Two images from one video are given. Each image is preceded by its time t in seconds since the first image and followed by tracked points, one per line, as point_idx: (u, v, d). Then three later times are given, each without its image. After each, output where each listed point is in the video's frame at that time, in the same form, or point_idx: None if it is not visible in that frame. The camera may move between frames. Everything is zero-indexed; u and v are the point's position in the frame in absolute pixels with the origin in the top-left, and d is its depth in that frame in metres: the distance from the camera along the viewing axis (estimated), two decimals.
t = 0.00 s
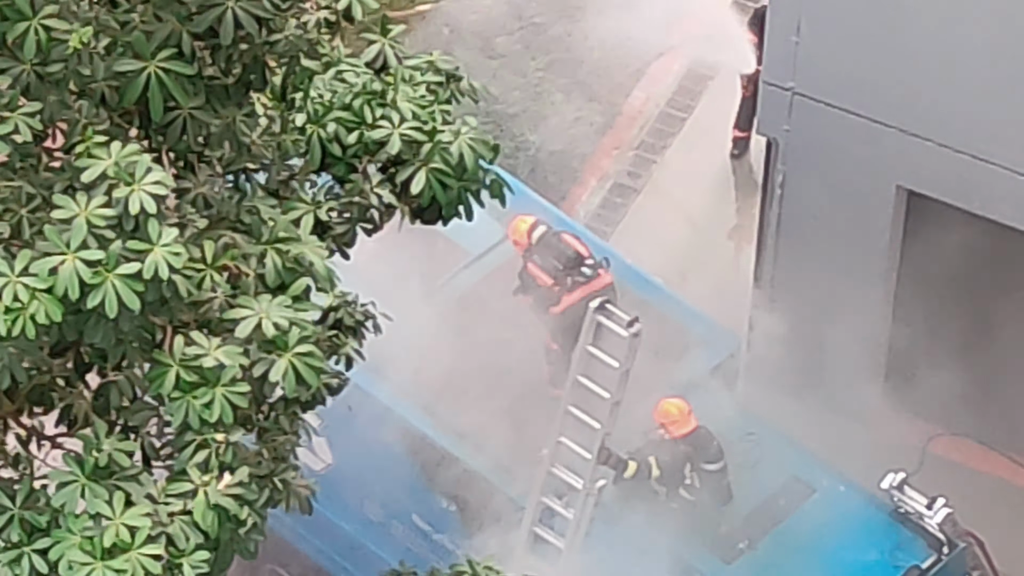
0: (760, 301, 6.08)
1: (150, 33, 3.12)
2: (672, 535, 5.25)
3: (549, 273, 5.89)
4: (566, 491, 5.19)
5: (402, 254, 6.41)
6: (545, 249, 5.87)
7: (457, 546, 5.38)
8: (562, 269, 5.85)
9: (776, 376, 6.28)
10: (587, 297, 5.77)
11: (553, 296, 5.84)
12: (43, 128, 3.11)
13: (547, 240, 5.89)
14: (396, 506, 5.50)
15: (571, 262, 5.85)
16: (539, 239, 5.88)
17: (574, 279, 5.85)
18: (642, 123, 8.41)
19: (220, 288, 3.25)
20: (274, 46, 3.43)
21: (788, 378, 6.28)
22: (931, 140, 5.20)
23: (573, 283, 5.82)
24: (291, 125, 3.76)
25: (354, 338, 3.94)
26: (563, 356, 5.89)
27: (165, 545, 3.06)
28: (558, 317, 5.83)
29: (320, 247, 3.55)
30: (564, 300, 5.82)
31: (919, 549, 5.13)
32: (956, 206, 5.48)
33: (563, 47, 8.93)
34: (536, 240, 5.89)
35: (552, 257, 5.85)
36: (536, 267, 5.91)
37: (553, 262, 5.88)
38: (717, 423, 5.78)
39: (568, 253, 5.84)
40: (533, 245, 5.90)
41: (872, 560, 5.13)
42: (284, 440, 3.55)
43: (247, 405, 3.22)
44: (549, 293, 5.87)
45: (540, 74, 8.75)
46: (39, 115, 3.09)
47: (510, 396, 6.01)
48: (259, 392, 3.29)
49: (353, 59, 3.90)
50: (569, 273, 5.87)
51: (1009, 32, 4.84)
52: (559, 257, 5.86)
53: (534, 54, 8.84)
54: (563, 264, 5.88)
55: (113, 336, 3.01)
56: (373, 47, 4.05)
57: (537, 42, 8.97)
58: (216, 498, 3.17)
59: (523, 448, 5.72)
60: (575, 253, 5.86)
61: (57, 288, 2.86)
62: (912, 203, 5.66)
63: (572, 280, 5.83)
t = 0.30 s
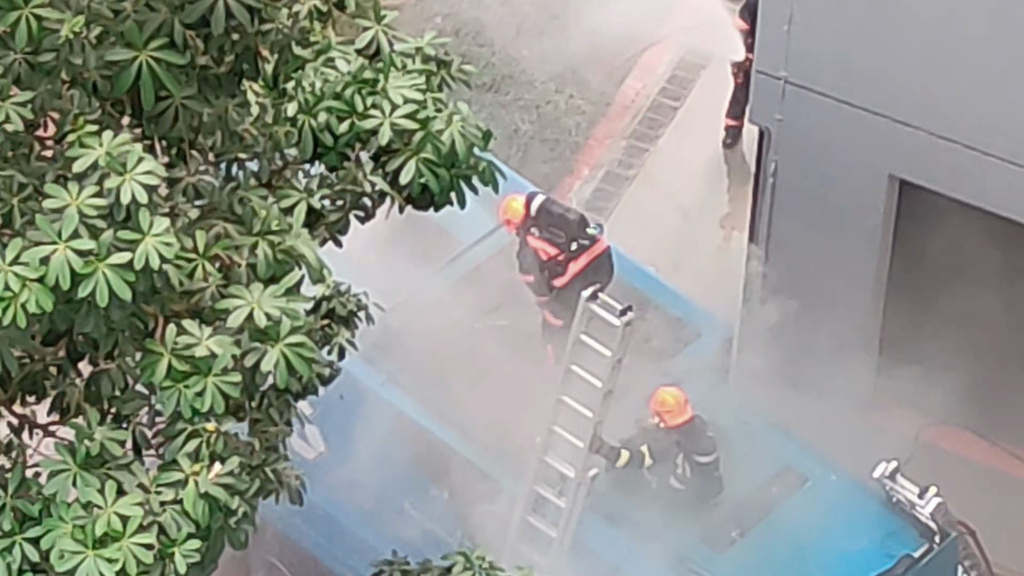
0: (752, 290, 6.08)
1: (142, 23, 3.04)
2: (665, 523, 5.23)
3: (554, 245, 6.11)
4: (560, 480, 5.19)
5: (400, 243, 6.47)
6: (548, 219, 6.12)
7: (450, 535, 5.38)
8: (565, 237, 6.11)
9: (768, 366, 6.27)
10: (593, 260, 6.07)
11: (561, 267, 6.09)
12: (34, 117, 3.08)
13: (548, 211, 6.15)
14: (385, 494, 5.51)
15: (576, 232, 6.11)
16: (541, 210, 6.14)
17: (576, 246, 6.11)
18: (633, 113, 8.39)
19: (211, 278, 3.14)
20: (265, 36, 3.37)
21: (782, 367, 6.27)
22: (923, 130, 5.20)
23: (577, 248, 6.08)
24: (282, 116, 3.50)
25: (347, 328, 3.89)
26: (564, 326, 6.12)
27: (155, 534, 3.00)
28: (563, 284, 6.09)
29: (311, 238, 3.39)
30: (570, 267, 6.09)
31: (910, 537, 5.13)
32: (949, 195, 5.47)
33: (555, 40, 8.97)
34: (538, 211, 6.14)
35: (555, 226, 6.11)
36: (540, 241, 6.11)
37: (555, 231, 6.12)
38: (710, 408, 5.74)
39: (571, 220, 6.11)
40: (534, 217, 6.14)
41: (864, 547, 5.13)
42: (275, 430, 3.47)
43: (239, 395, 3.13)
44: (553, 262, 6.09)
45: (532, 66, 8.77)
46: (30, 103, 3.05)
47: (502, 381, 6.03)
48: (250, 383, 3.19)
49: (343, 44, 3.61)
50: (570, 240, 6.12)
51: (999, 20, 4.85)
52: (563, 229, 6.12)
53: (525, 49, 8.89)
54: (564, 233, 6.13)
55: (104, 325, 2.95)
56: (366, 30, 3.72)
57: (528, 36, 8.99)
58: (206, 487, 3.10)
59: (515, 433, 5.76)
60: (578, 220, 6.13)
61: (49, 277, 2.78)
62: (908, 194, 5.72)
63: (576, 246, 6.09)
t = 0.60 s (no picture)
0: (747, 281, 6.08)
1: (136, 14, 2.94)
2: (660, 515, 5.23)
3: (548, 222, 5.94)
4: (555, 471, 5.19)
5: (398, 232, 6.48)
6: (544, 197, 5.92)
7: (444, 526, 5.39)
8: (560, 216, 5.92)
9: (764, 357, 6.26)
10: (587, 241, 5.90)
11: (554, 246, 5.93)
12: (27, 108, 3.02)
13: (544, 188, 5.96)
14: (379, 484, 5.50)
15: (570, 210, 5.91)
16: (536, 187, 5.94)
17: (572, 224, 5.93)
18: (626, 107, 8.35)
19: (204, 269, 3.10)
20: (259, 28, 3.25)
21: (778, 359, 6.26)
22: (918, 121, 5.20)
23: (572, 228, 5.91)
24: (277, 105, 3.53)
25: (340, 317, 3.87)
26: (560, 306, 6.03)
27: (148, 526, 2.98)
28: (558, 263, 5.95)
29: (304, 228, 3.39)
30: (564, 246, 5.91)
31: (904, 529, 5.16)
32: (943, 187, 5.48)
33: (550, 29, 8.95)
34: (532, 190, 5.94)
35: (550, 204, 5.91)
36: (534, 219, 5.96)
37: (549, 209, 5.93)
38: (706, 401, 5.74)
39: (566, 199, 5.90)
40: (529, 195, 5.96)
41: (856, 538, 5.15)
42: (267, 422, 3.46)
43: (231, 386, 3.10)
44: (547, 240, 5.95)
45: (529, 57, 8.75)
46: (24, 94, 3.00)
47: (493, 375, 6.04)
48: (242, 374, 3.17)
49: (333, 34, 3.66)
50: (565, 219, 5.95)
51: (993, 11, 4.83)
52: (557, 207, 5.93)
53: (521, 38, 8.87)
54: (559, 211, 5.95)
55: (97, 316, 2.92)
56: (355, 21, 3.80)
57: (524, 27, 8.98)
58: (198, 478, 3.08)
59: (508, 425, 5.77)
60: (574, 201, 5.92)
61: (42, 268, 2.77)
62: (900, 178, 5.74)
63: (571, 225, 5.91)
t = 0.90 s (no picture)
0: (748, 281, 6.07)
1: (139, 13, 2.93)
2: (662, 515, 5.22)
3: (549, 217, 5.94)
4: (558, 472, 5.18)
5: (402, 227, 6.44)
6: (549, 194, 5.86)
7: (445, 526, 5.43)
8: (563, 213, 5.87)
9: (768, 359, 6.25)
10: (589, 240, 5.84)
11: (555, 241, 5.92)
12: (31, 107, 3.00)
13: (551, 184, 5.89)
14: (381, 485, 5.52)
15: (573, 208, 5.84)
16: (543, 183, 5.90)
17: (575, 221, 5.87)
18: (629, 105, 8.34)
19: (207, 268, 3.09)
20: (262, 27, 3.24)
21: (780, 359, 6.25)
22: (922, 122, 5.19)
23: (574, 226, 5.86)
24: (278, 102, 3.45)
25: (343, 316, 3.85)
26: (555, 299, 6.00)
27: (149, 526, 2.96)
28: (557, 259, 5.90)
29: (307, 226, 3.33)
30: (565, 244, 5.87)
31: (905, 527, 5.16)
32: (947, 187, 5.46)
33: (551, 30, 8.95)
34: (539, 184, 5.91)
35: (555, 201, 5.85)
36: (536, 212, 5.96)
37: (554, 205, 5.88)
38: (708, 401, 5.72)
39: (570, 198, 5.82)
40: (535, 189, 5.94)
41: (858, 539, 5.16)
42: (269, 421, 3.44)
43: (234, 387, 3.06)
44: (549, 234, 5.93)
45: (530, 57, 8.73)
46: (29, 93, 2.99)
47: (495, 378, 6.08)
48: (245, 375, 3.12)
49: (333, 30, 3.55)
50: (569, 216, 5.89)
51: (998, 12, 4.83)
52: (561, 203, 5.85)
53: (522, 39, 8.88)
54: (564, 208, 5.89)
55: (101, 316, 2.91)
56: (350, 20, 3.67)
57: (525, 28, 8.98)
58: (198, 478, 3.05)
59: (509, 428, 5.81)
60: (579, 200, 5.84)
61: (46, 267, 2.76)
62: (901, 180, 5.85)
63: (573, 224, 5.86)
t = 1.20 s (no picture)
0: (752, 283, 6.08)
1: (144, 13, 2.92)
2: (665, 516, 5.22)
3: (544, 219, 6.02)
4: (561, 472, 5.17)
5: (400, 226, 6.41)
6: (541, 198, 5.97)
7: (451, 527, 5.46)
8: (555, 217, 5.98)
9: (772, 359, 6.26)
10: (578, 246, 5.90)
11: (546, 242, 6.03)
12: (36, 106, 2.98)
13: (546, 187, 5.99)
14: (386, 487, 5.52)
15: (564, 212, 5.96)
16: (536, 185, 5.98)
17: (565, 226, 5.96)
18: (634, 106, 8.36)
19: (211, 269, 3.07)
20: (268, 27, 3.25)
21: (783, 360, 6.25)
22: (925, 123, 5.19)
23: (564, 230, 5.94)
24: (283, 99, 3.44)
25: (348, 317, 3.84)
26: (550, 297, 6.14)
27: (153, 526, 2.92)
28: (552, 260, 6.01)
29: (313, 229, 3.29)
30: (556, 247, 5.97)
31: (911, 530, 5.18)
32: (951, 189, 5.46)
33: (556, 32, 8.96)
34: (534, 185, 5.98)
35: (547, 205, 5.96)
36: (533, 214, 6.01)
37: (548, 208, 5.99)
38: (713, 403, 5.70)
39: (560, 202, 5.95)
40: (531, 189, 5.99)
41: (863, 540, 5.18)
42: (274, 422, 3.42)
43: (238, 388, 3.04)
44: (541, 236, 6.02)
45: (533, 58, 8.73)
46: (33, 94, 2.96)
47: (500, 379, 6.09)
48: (249, 377, 3.08)
49: (339, 29, 3.51)
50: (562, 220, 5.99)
51: (1005, 13, 4.83)
52: (554, 207, 5.98)
53: (527, 41, 8.88)
54: (558, 211, 6.00)
55: (106, 315, 2.90)
56: (359, 17, 3.65)
57: (529, 30, 8.99)
58: (202, 479, 3.03)
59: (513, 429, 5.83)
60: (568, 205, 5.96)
61: (51, 266, 2.74)
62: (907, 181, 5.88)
63: (562, 228, 5.94)
